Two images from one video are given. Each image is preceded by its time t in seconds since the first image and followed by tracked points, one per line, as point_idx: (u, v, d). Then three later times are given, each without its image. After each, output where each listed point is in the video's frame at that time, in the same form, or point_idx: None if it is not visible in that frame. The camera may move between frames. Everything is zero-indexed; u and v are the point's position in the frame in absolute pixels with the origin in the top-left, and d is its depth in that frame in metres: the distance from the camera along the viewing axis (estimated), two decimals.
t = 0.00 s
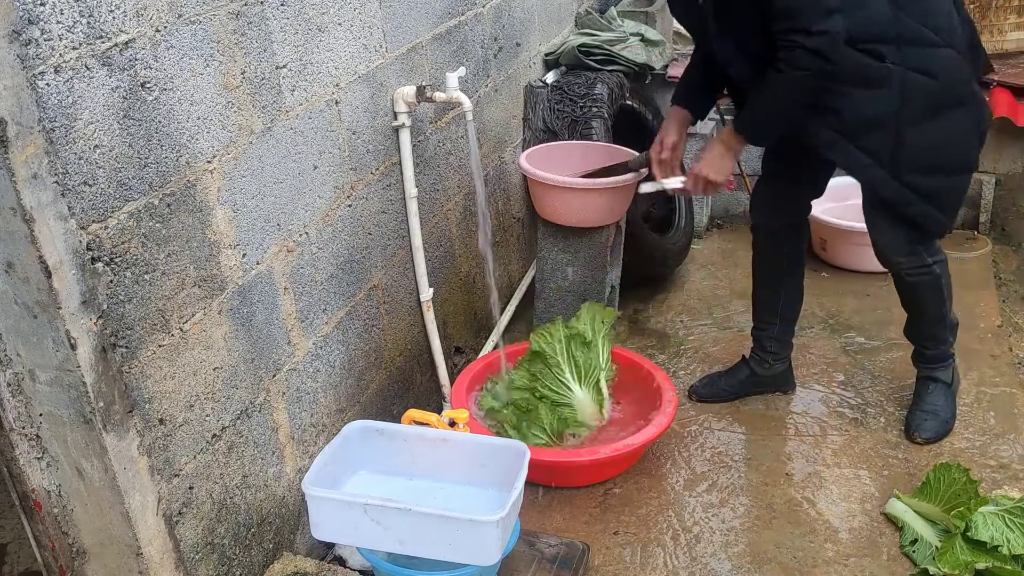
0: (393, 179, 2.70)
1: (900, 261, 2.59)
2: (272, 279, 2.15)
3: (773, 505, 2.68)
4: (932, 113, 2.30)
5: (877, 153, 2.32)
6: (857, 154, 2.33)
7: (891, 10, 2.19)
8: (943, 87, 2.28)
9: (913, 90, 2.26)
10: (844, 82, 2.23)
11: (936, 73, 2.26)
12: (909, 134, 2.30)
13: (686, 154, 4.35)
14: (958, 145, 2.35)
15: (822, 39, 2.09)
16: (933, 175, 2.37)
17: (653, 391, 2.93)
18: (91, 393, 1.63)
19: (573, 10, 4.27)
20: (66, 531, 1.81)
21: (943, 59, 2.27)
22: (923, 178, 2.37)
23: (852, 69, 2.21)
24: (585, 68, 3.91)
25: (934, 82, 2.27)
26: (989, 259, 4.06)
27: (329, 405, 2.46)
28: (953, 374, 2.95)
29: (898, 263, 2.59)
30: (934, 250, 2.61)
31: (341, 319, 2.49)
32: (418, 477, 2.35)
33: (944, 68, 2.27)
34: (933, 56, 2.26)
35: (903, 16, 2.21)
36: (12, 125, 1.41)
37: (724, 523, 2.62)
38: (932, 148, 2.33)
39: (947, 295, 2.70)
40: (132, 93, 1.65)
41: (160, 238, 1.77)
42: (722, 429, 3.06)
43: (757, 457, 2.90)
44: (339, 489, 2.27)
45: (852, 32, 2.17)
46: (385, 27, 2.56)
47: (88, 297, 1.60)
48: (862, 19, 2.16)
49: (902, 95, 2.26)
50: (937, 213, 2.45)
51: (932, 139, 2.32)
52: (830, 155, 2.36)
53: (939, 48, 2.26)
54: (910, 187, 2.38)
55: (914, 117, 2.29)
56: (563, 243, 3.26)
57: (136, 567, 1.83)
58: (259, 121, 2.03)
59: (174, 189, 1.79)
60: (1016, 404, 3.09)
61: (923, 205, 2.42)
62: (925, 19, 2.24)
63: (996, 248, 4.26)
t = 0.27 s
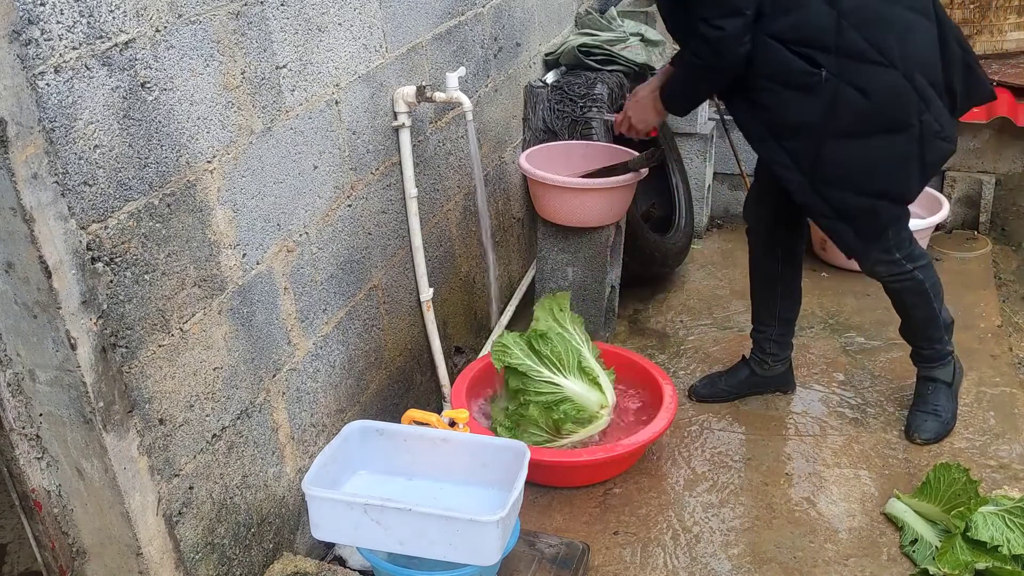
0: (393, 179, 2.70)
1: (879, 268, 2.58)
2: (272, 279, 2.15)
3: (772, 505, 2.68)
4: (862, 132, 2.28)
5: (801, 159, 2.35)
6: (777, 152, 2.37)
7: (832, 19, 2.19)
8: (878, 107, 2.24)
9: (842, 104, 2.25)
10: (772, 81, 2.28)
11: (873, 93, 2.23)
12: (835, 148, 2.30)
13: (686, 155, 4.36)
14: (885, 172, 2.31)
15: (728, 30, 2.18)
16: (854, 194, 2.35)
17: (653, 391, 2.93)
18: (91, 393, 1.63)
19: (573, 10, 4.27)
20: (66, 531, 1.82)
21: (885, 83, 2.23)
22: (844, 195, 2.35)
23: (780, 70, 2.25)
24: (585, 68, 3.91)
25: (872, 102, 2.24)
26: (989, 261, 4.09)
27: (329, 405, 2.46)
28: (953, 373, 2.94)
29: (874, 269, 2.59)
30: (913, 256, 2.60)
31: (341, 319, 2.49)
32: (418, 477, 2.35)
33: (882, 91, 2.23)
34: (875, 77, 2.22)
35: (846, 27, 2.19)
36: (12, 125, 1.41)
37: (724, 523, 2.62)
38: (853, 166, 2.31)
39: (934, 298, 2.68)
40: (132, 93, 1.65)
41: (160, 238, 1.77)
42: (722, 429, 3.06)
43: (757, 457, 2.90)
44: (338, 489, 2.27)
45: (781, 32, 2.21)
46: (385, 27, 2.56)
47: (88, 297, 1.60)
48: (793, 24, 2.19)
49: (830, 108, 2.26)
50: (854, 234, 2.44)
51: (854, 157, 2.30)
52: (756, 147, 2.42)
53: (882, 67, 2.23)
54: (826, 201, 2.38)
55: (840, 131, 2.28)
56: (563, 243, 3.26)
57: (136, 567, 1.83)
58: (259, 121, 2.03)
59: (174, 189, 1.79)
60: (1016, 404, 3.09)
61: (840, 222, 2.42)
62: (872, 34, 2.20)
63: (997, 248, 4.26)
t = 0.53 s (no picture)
0: (393, 179, 2.70)
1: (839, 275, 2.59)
2: (272, 279, 2.15)
3: (772, 505, 2.68)
4: (820, 133, 2.29)
5: (761, 154, 2.36)
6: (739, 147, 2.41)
7: (795, 17, 2.19)
8: (834, 109, 2.24)
9: (801, 103, 2.25)
10: (736, 74, 2.30)
11: (830, 95, 2.23)
12: (794, 146, 2.31)
13: (686, 155, 4.35)
14: (843, 175, 2.32)
15: (688, 23, 2.22)
16: (811, 194, 2.37)
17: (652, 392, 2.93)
18: (91, 393, 1.63)
19: (573, 10, 4.27)
20: (66, 531, 1.81)
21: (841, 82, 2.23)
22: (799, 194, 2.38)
23: (742, 64, 2.26)
24: (585, 68, 3.91)
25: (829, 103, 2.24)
26: (989, 260, 4.09)
27: (329, 405, 2.46)
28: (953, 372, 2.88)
29: (830, 273, 2.60)
30: (873, 263, 2.58)
31: (341, 319, 2.49)
32: (419, 477, 2.35)
33: (840, 93, 2.23)
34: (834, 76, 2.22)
35: (809, 28, 2.19)
36: (12, 125, 1.41)
37: (724, 523, 2.62)
38: (811, 165, 2.32)
39: (903, 301, 2.67)
40: (132, 93, 1.65)
41: (160, 238, 1.77)
42: (722, 429, 3.06)
43: (757, 457, 2.90)
44: (338, 489, 2.27)
45: (744, 26, 2.22)
46: (385, 27, 2.56)
47: (88, 297, 1.60)
48: (757, 18, 2.20)
49: (790, 106, 2.26)
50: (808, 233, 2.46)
51: (812, 157, 2.31)
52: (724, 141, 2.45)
53: (842, 70, 2.22)
54: (783, 199, 2.41)
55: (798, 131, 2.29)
56: (563, 243, 3.26)
57: (136, 567, 1.83)
58: (259, 121, 2.03)
59: (174, 189, 1.79)
60: (1016, 404, 3.09)
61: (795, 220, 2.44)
62: (833, 35, 2.20)
63: (997, 248, 4.26)
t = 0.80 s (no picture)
0: (393, 179, 2.70)
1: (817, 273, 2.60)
2: (272, 279, 2.15)
3: (772, 505, 2.68)
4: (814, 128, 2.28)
5: (752, 150, 2.35)
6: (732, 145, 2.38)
7: (785, 12, 2.19)
8: (824, 102, 2.24)
9: (793, 98, 2.25)
10: (725, 68, 2.28)
11: (820, 89, 2.23)
12: (786, 141, 2.30)
13: (686, 155, 4.35)
14: (837, 169, 2.31)
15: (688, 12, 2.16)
16: (804, 190, 2.35)
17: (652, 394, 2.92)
18: (91, 393, 1.63)
19: (573, 10, 4.27)
20: (66, 531, 1.82)
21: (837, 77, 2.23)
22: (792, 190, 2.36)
23: (733, 58, 2.25)
24: (585, 68, 3.91)
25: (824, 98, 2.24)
26: (989, 260, 4.09)
27: (329, 405, 2.46)
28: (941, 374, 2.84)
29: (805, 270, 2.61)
30: (846, 262, 2.58)
31: (341, 319, 2.49)
32: (418, 477, 2.35)
33: (831, 87, 2.23)
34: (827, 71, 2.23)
35: (799, 21, 2.19)
36: (12, 125, 1.41)
37: (724, 523, 2.62)
38: (805, 160, 2.31)
39: (879, 300, 2.66)
40: (132, 93, 1.65)
41: (160, 238, 1.77)
42: (722, 429, 3.06)
43: (757, 457, 2.90)
44: (338, 489, 2.27)
45: (735, 21, 2.21)
46: (385, 27, 2.56)
47: (88, 298, 1.60)
48: (748, 13, 2.20)
49: (782, 100, 2.26)
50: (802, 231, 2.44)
51: (806, 151, 2.30)
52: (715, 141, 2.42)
53: (832, 62, 2.23)
54: (777, 197, 2.39)
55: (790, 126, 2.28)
56: (563, 243, 3.26)
57: (136, 567, 1.83)
58: (259, 121, 2.03)
59: (174, 189, 1.79)
60: (1016, 404, 3.09)
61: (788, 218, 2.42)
62: (823, 28, 2.20)
63: (997, 248, 4.26)
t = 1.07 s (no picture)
0: (393, 179, 2.70)
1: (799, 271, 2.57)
2: (272, 279, 2.15)
3: (772, 505, 2.68)
4: (833, 121, 2.27)
5: (773, 151, 2.32)
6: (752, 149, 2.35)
7: (797, 10, 2.20)
8: (847, 95, 2.24)
9: (811, 94, 2.24)
10: (739, 71, 2.25)
11: (840, 82, 2.23)
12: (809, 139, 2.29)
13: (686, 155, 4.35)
14: (861, 162, 2.29)
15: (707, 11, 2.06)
16: (829, 187, 2.33)
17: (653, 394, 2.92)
18: (91, 393, 1.63)
19: (573, 10, 4.27)
20: (66, 531, 1.82)
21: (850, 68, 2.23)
22: (818, 188, 2.33)
23: (748, 60, 2.22)
24: (585, 67, 3.90)
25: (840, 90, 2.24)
26: (989, 260, 4.09)
27: (329, 405, 2.46)
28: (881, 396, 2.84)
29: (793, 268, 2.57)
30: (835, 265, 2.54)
31: (341, 319, 2.49)
32: (419, 477, 2.35)
33: (848, 78, 2.23)
34: (840, 64, 2.23)
35: (811, 18, 2.20)
36: (12, 125, 1.41)
37: (725, 523, 2.62)
38: (827, 155, 2.29)
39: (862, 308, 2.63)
40: (132, 93, 1.65)
41: (159, 238, 1.77)
42: (722, 429, 3.06)
43: (756, 457, 2.90)
44: (338, 489, 2.27)
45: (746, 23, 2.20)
46: (385, 27, 2.56)
47: (88, 297, 1.60)
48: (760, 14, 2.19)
49: (800, 97, 2.25)
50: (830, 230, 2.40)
51: (828, 146, 2.28)
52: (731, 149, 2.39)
53: (849, 56, 2.23)
54: (801, 196, 2.36)
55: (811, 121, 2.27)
56: (563, 243, 3.26)
57: (136, 567, 1.83)
58: (259, 121, 2.03)
59: (174, 189, 1.79)
60: (1016, 404, 3.09)
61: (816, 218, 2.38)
62: (835, 23, 2.21)
63: (997, 248, 4.26)
